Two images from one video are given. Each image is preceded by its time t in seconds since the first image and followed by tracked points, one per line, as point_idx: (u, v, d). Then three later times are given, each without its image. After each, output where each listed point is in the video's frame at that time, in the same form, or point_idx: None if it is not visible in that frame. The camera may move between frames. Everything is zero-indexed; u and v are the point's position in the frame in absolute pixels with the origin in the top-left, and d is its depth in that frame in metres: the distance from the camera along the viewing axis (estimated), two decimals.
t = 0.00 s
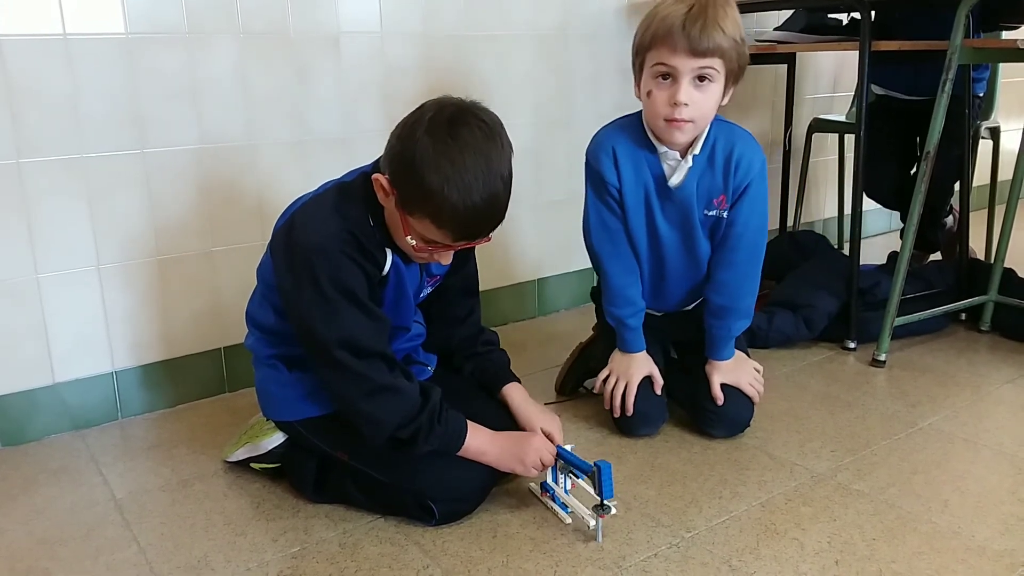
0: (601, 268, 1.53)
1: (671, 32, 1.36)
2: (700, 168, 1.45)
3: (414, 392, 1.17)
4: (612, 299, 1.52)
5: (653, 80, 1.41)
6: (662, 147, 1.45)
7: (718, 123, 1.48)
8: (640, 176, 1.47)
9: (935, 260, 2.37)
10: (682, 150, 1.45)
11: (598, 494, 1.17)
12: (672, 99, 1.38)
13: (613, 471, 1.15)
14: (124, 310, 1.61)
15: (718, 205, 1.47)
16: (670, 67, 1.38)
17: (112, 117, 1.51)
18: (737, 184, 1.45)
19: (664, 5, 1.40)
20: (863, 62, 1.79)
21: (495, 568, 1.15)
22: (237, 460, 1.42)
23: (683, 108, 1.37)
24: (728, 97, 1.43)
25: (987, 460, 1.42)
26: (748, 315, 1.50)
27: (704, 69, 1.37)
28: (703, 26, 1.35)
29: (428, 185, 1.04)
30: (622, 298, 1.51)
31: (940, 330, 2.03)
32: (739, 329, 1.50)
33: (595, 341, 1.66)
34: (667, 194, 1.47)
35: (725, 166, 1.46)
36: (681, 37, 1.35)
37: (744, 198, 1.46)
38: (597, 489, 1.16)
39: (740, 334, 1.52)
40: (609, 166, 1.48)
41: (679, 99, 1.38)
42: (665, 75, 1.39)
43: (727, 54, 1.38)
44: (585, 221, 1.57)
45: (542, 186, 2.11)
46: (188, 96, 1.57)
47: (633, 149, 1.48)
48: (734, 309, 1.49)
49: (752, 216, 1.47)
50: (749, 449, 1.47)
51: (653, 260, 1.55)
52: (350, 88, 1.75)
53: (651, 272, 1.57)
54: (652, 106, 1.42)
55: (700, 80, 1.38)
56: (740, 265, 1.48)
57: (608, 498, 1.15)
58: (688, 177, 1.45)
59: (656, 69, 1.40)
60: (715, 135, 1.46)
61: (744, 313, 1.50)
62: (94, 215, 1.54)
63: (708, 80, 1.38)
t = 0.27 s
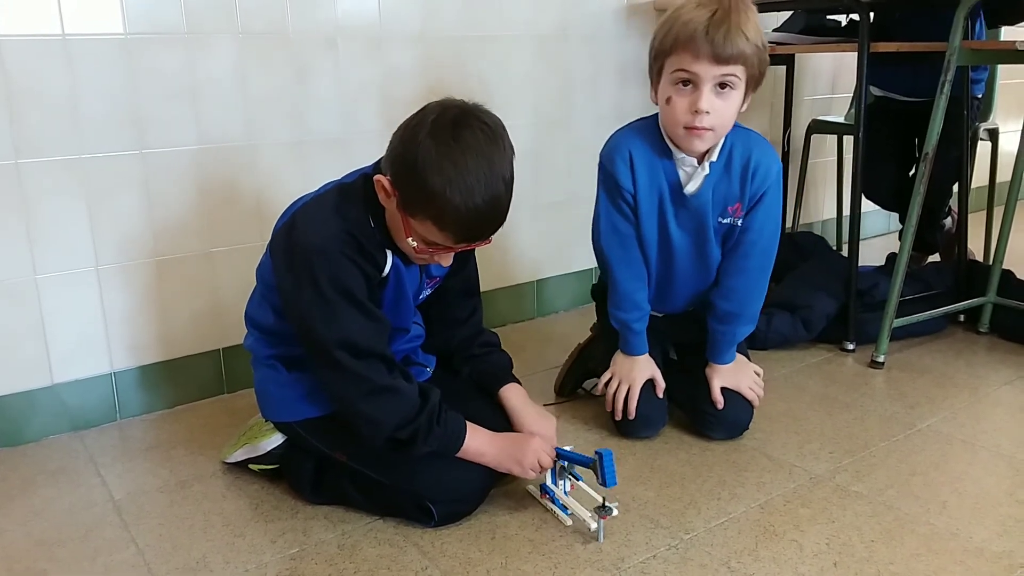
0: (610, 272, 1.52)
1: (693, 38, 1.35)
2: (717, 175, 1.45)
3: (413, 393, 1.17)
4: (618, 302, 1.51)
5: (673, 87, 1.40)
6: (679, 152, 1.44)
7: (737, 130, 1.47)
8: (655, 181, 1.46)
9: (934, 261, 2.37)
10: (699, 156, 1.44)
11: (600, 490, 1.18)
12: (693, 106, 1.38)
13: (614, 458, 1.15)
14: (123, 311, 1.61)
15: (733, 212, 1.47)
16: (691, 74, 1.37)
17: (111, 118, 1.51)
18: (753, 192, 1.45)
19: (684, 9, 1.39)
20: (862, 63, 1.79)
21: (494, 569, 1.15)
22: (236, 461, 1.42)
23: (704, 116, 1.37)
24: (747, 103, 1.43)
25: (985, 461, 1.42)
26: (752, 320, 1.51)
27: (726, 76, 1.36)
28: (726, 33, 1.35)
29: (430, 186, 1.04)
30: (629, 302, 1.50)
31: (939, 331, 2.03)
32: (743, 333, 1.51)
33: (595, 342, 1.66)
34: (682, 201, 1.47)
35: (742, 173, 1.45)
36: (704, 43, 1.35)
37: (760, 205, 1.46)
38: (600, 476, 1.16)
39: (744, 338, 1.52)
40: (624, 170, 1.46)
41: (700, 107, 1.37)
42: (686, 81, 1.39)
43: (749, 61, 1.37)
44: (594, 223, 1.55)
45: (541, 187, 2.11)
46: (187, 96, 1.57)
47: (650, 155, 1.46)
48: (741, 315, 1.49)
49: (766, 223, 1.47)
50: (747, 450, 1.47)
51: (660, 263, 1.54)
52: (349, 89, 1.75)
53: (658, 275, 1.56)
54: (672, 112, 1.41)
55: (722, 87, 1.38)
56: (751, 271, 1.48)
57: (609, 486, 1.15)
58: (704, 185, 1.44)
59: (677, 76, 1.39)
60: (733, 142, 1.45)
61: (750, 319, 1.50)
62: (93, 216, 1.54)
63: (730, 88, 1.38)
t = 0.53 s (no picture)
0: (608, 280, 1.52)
1: (697, 50, 1.35)
2: (719, 185, 1.45)
3: (405, 394, 1.17)
4: (615, 309, 1.51)
5: (676, 98, 1.40)
6: (682, 163, 1.44)
7: (741, 139, 1.47)
8: (658, 192, 1.46)
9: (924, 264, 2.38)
10: (702, 167, 1.44)
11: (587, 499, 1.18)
12: (696, 118, 1.37)
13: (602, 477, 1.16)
14: (113, 310, 1.61)
15: (735, 222, 1.47)
16: (694, 86, 1.37)
17: (102, 116, 1.51)
18: (755, 202, 1.46)
19: (688, 20, 1.39)
20: (852, 67, 1.80)
21: (485, 570, 1.15)
22: (226, 462, 1.42)
23: (707, 128, 1.36)
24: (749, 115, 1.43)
25: (974, 464, 1.43)
26: (747, 326, 1.51)
27: (729, 89, 1.36)
28: (731, 45, 1.34)
29: (428, 187, 1.04)
30: (627, 309, 1.50)
31: (929, 334, 2.04)
32: (738, 339, 1.51)
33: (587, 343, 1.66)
34: (684, 212, 1.47)
35: (745, 183, 1.45)
36: (709, 55, 1.34)
37: (761, 216, 1.47)
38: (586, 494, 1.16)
39: (738, 343, 1.52)
40: (627, 181, 1.46)
41: (704, 119, 1.37)
42: (689, 93, 1.38)
43: (753, 73, 1.37)
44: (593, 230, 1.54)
45: (533, 188, 2.11)
46: (179, 95, 1.57)
47: (653, 167, 1.46)
48: (738, 322, 1.49)
49: (767, 233, 1.47)
50: (738, 452, 1.47)
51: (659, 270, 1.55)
52: (342, 89, 1.75)
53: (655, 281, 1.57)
54: (674, 124, 1.41)
55: (725, 99, 1.37)
56: (750, 279, 1.49)
57: (597, 503, 1.16)
58: (707, 197, 1.44)
59: (680, 87, 1.38)
60: (736, 152, 1.45)
61: (746, 325, 1.51)
62: (83, 214, 1.53)
63: (733, 100, 1.38)
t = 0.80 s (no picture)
0: (604, 289, 1.52)
1: (693, 62, 1.34)
2: (716, 197, 1.45)
3: (399, 400, 1.17)
4: (610, 318, 1.51)
5: (672, 110, 1.39)
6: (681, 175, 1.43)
7: (739, 150, 1.47)
8: (655, 203, 1.46)
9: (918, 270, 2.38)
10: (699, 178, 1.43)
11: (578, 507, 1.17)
12: (693, 131, 1.37)
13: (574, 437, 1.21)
14: (107, 317, 1.60)
15: (731, 232, 1.48)
16: (691, 99, 1.36)
17: (96, 122, 1.51)
18: (752, 213, 1.46)
19: (685, 32, 1.38)
20: (845, 74, 1.81)
21: None
22: (220, 468, 1.41)
23: (704, 141, 1.36)
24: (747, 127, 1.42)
25: (968, 470, 1.43)
26: (742, 334, 1.51)
27: (726, 102, 1.36)
28: (727, 58, 1.34)
29: (425, 189, 1.04)
30: (623, 319, 1.50)
31: (922, 340, 2.04)
32: (733, 346, 1.51)
33: (581, 349, 1.66)
34: (681, 223, 1.47)
35: (742, 194, 1.46)
36: (705, 69, 1.34)
37: (758, 226, 1.47)
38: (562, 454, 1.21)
39: (733, 351, 1.53)
40: (625, 193, 1.45)
41: (700, 132, 1.36)
42: (686, 107, 1.38)
43: (750, 86, 1.37)
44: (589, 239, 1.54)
45: (528, 195, 2.11)
46: (173, 101, 1.57)
47: (650, 181, 1.46)
48: (734, 330, 1.50)
49: (763, 243, 1.48)
50: (732, 458, 1.48)
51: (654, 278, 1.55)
52: (337, 96, 1.75)
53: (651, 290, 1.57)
54: (671, 137, 1.40)
55: (722, 111, 1.37)
56: (745, 288, 1.49)
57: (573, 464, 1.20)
58: (704, 207, 1.44)
59: (677, 100, 1.38)
60: (734, 162, 1.45)
61: (741, 333, 1.51)
62: (77, 220, 1.53)
63: (730, 113, 1.37)
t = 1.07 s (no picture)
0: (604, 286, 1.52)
1: (678, 94, 1.27)
2: (717, 197, 1.45)
3: (397, 400, 1.17)
4: (610, 314, 1.52)
5: (661, 136, 1.34)
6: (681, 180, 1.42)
7: (740, 147, 1.46)
8: (657, 202, 1.45)
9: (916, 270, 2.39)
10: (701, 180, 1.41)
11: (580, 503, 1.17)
12: (676, 162, 1.32)
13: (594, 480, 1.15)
14: (105, 317, 1.60)
15: (731, 231, 1.47)
16: (674, 131, 1.31)
17: (94, 122, 1.51)
18: (752, 212, 1.46)
19: (678, 56, 1.30)
20: (844, 74, 1.81)
21: None
22: (219, 468, 1.41)
23: (686, 173, 1.32)
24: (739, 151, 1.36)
25: (966, 469, 1.43)
26: (742, 333, 1.51)
27: (710, 136, 1.29)
28: (713, 91, 1.26)
29: (428, 188, 1.04)
30: (621, 315, 1.50)
31: (921, 339, 2.05)
32: (731, 345, 1.51)
33: (580, 349, 1.66)
34: (681, 222, 1.46)
35: (743, 193, 1.45)
36: (687, 104, 1.26)
37: (758, 225, 1.47)
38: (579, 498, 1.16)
39: (732, 350, 1.53)
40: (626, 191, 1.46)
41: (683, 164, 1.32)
42: (671, 137, 1.32)
43: (737, 118, 1.29)
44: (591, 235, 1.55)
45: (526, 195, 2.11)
46: (171, 101, 1.57)
47: (653, 179, 1.45)
48: (732, 328, 1.50)
49: (762, 242, 1.48)
50: (731, 457, 1.48)
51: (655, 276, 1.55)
52: (335, 96, 1.75)
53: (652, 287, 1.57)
54: (661, 160, 1.36)
55: (707, 144, 1.30)
56: (744, 287, 1.49)
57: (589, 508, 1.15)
58: (704, 207, 1.44)
59: (663, 128, 1.33)
60: (736, 160, 1.45)
61: (740, 332, 1.51)
62: (75, 220, 1.53)
63: (716, 146, 1.31)
